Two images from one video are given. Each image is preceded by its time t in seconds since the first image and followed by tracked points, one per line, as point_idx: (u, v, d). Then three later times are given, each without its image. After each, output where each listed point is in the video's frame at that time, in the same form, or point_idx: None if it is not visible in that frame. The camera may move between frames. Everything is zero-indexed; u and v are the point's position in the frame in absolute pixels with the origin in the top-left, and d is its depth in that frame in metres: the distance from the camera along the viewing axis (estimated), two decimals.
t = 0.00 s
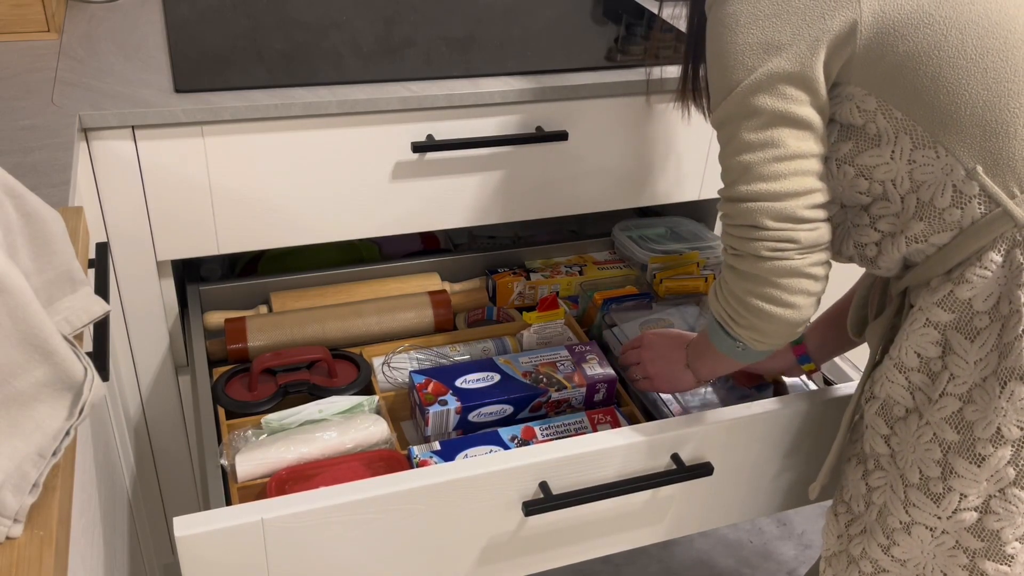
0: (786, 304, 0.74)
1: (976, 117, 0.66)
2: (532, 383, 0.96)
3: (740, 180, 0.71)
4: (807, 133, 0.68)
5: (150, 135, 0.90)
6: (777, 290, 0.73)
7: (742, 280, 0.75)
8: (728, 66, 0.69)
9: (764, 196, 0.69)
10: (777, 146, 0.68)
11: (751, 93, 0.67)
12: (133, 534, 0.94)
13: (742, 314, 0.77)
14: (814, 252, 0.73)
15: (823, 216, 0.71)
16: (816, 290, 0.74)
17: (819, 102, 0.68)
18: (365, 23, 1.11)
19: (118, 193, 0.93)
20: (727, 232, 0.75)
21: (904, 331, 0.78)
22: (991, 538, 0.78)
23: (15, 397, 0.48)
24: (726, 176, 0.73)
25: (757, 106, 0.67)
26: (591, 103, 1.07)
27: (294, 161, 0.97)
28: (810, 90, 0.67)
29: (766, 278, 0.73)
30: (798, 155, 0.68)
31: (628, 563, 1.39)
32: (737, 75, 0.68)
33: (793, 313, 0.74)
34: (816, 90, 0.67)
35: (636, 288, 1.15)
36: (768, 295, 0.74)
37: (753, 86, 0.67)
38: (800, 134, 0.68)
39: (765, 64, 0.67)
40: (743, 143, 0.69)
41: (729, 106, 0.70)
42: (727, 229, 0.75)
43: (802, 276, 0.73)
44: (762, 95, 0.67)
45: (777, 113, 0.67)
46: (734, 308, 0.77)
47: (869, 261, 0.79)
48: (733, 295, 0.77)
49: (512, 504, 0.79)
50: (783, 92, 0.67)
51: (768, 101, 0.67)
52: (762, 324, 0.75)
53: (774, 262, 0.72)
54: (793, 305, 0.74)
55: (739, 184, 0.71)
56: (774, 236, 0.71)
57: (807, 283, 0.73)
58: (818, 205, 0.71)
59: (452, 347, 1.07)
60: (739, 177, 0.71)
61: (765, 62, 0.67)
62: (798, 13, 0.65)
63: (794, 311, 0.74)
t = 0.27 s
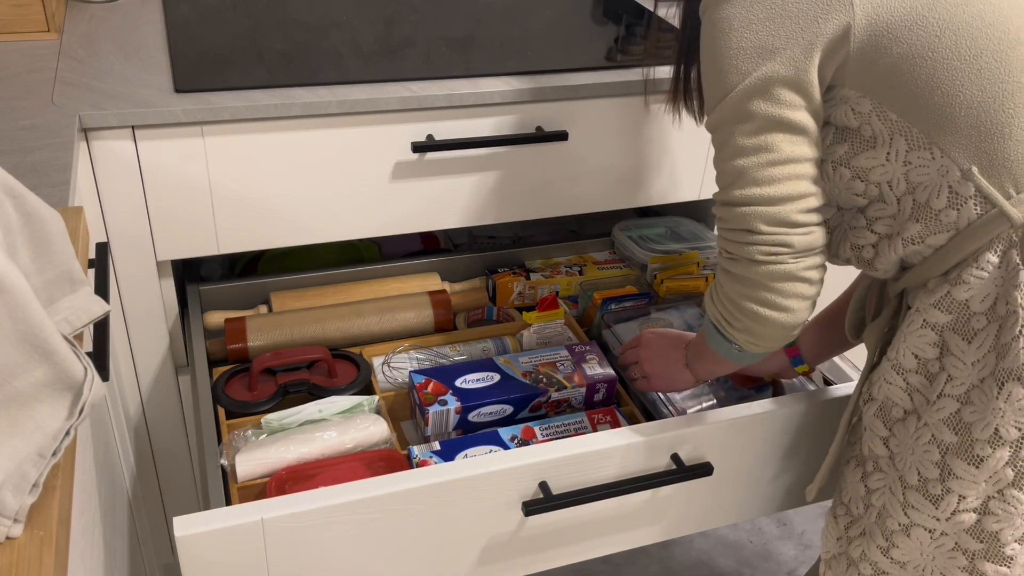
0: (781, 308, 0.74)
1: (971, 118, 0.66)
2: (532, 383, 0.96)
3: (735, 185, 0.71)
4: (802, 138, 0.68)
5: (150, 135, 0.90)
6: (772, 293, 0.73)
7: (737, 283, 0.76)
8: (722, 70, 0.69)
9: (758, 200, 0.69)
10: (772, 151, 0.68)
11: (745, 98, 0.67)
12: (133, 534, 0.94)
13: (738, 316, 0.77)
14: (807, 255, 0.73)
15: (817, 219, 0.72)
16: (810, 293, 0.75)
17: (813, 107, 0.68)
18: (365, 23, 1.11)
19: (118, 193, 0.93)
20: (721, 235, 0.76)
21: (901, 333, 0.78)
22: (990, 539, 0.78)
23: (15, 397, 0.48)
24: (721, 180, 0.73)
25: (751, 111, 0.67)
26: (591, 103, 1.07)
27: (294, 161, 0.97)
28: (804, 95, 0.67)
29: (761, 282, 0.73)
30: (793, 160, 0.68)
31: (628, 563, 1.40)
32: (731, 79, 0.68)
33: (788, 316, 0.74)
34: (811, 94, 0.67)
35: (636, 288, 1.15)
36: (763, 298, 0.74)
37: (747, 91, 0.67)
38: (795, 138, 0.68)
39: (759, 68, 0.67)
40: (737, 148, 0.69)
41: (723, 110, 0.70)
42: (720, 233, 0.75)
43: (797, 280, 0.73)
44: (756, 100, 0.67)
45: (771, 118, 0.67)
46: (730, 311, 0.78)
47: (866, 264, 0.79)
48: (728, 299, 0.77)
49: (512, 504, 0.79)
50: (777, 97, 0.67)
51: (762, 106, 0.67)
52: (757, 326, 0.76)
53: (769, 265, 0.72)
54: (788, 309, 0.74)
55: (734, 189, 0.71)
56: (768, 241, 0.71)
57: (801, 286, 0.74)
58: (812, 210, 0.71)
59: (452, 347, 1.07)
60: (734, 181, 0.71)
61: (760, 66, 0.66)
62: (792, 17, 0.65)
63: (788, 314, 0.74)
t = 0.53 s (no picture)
0: (777, 309, 0.74)
1: (964, 118, 0.66)
2: (532, 383, 0.96)
3: (730, 186, 0.71)
4: (796, 139, 0.68)
5: (150, 135, 0.90)
6: (768, 295, 0.74)
7: (733, 286, 0.76)
8: (717, 71, 0.69)
9: (753, 202, 0.70)
10: (765, 153, 0.68)
11: (739, 100, 0.68)
12: (133, 535, 0.94)
13: (734, 318, 0.77)
14: (803, 256, 0.73)
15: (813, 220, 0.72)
16: (806, 294, 0.75)
17: (808, 108, 0.68)
18: (365, 23, 1.11)
19: (118, 193, 0.93)
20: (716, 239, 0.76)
21: (895, 333, 0.78)
22: (986, 538, 0.78)
23: (15, 397, 0.48)
24: (716, 180, 0.73)
25: (745, 112, 0.68)
26: (590, 103, 1.07)
27: (294, 161, 0.97)
28: (798, 97, 0.67)
29: (757, 283, 0.74)
30: (787, 162, 0.68)
31: (628, 563, 1.40)
32: (726, 80, 0.68)
33: (785, 317, 0.75)
34: (805, 96, 0.67)
35: (637, 288, 1.14)
36: (759, 300, 0.74)
37: (741, 94, 0.67)
38: (790, 140, 0.68)
39: (752, 70, 0.67)
40: (732, 150, 0.70)
41: (717, 112, 0.70)
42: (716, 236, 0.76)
43: (793, 281, 0.73)
44: (750, 102, 0.67)
45: (765, 119, 0.67)
46: (726, 313, 0.78)
47: (861, 264, 0.79)
48: (724, 300, 0.78)
49: (512, 504, 0.79)
50: (771, 99, 0.67)
51: (756, 108, 0.67)
52: (754, 328, 0.76)
53: (765, 267, 0.73)
54: (784, 310, 0.74)
55: (728, 190, 0.71)
56: (764, 241, 0.71)
57: (797, 288, 0.74)
58: (807, 211, 0.71)
59: (452, 347, 1.07)
60: (729, 182, 0.71)
61: (753, 68, 0.67)
62: (785, 18, 0.65)
63: (784, 316, 0.75)
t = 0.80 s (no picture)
0: (781, 304, 0.74)
1: (962, 118, 0.66)
2: (532, 383, 0.96)
3: (732, 181, 0.71)
4: (797, 132, 0.68)
5: (150, 135, 0.90)
6: (772, 289, 0.74)
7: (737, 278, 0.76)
8: (718, 67, 0.69)
9: (756, 196, 0.70)
10: (768, 146, 0.68)
11: (740, 94, 0.68)
12: (133, 534, 0.94)
13: (737, 311, 0.77)
14: (808, 250, 0.73)
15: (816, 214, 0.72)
16: (809, 289, 0.75)
17: (809, 100, 0.68)
18: (365, 23, 1.11)
19: (118, 193, 0.93)
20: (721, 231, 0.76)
21: (893, 331, 0.78)
22: (981, 537, 0.78)
23: (15, 397, 0.48)
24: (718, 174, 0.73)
25: (746, 107, 0.68)
26: (590, 103, 1.07)
27: (294, 162, 0.97)
28: (800, 90, 0.67)
29: (760, 277, 0.73)
30: (789, 155, 0.68)
31: (628, 563, 1.40)
32: (727, 75, 0.68)
33: (787, 312, 0.75)
34: (806, 90, 0.67)
35: (637, 287, 1.15)
36: (763, 293, 0.74)
37: (741, 88, 0.67)
38: (791, 133, 0.68)
39: (754, 65, 0.67)
40: (734, 143, 0.69)
41: (719, 106, 0.70)
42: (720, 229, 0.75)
43: (796, 276, 0.73)
44: (751, 96, 0.67)
45: (766, 113, 0.67)
46: (730, 306, 0.78)
47: (860, 261, 0.79)
48: (727, 294, 0.78)
49: (511, 504, 0.80)
50: (772, 92, 0.67)
51: (757, 102, 0.67)
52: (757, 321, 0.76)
53: (768, 260, 0.72)
54: (787, 303, 0.74)
55: (731, 184, 0.71)
56: (767, 234, 0.71)
57: (800, 282, 0.74)
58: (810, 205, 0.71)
59: (452, 346, 1.07)
60: (730, 176, 0.71)
61: (753, 63, 0.67)
62: (786, 14, 0.65)
63: (788, 309, 0.74)
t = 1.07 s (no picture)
0: (811, 287, 0.71)
1: (967, 116, 0.66)
2: (532, 383, 0.96)
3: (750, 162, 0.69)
4: (816, 108, 0.68)
5: (150, 136, 0.90)
6: (803, 271, 0.70)
7: (764, 264, 0.72)
8: (726, 56, 0.69)
9: (785, 171, 0.67)
10: (792, 121, 0.67)
11: (759, 73, 0.67)
12: (133, 535, 0.94)
13: (766, 299, 0.73)
14: (840, 231, 0.70)
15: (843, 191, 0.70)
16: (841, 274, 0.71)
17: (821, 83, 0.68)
18: (364, 23, 1.11)
19: (118, 193, 0.93)
20: (742, 217, 0.72)
21: (894, 330, 0.78)
22: (981, 536, 0.78)
23: (15, 397, 0.48)
24: (734, 161, 0.71)
25: (767, 84, 0.67)
26: (591, 103, 1.07)
27: (294, 161, 0.97)
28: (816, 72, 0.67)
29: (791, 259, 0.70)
30: (811, 131, 0.67)
31: (628, 563, 1.39)
32: (741, 58, 0.68)
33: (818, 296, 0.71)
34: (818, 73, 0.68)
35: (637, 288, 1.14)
36: (798, 275, 0.70)
37: (756, 69, 0.67)
38: (813, 110, 0.67)
39: (770, 47, 0.67)
40: (754, 122, 0.68)
41: (734, 90, 0.69)
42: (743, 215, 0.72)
43: (830, 258, 0.70)
44: (768, 75, 0.67)
45: (789, 87, 0.67)
46: (752, 293, 0.74)
47: (862, 259, 0.79)
48: (749, 280, 0.74)
49: (512, 504, 0.79)
50: (789, 71, 0.67)
51: (774, 79, 0.67)
52: (792, 307, 0.72)
53: (803, 239, 0.69)
54: (823, 284, 0.71)
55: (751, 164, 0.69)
56: (805, 209, 0.68)
57: (832, 266, 0.70)
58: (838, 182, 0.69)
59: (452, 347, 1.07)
60: (751, 157, 0.69)
61: (763, 48, 0.67)
62: None
63: (824, 289, 0.71)
